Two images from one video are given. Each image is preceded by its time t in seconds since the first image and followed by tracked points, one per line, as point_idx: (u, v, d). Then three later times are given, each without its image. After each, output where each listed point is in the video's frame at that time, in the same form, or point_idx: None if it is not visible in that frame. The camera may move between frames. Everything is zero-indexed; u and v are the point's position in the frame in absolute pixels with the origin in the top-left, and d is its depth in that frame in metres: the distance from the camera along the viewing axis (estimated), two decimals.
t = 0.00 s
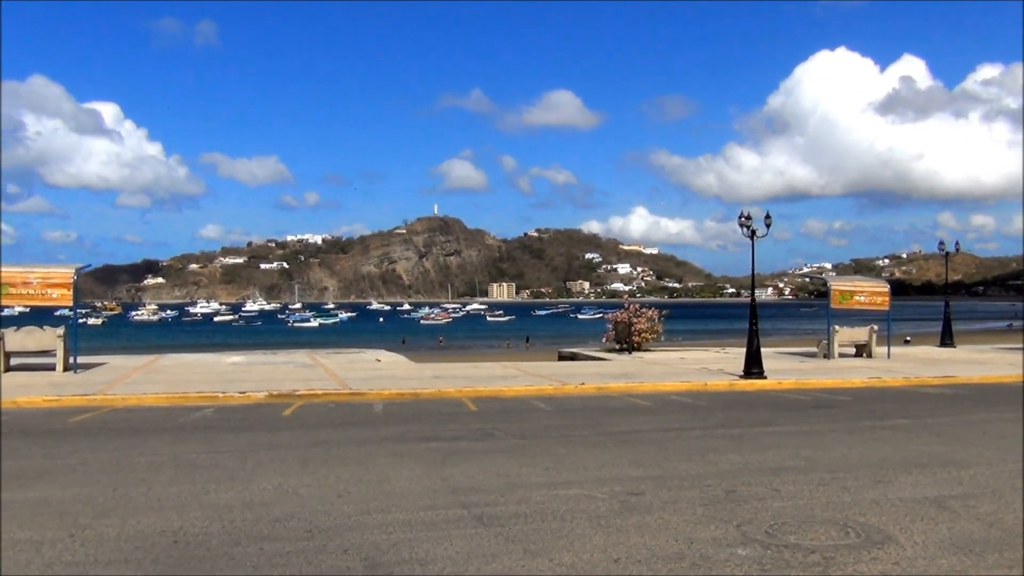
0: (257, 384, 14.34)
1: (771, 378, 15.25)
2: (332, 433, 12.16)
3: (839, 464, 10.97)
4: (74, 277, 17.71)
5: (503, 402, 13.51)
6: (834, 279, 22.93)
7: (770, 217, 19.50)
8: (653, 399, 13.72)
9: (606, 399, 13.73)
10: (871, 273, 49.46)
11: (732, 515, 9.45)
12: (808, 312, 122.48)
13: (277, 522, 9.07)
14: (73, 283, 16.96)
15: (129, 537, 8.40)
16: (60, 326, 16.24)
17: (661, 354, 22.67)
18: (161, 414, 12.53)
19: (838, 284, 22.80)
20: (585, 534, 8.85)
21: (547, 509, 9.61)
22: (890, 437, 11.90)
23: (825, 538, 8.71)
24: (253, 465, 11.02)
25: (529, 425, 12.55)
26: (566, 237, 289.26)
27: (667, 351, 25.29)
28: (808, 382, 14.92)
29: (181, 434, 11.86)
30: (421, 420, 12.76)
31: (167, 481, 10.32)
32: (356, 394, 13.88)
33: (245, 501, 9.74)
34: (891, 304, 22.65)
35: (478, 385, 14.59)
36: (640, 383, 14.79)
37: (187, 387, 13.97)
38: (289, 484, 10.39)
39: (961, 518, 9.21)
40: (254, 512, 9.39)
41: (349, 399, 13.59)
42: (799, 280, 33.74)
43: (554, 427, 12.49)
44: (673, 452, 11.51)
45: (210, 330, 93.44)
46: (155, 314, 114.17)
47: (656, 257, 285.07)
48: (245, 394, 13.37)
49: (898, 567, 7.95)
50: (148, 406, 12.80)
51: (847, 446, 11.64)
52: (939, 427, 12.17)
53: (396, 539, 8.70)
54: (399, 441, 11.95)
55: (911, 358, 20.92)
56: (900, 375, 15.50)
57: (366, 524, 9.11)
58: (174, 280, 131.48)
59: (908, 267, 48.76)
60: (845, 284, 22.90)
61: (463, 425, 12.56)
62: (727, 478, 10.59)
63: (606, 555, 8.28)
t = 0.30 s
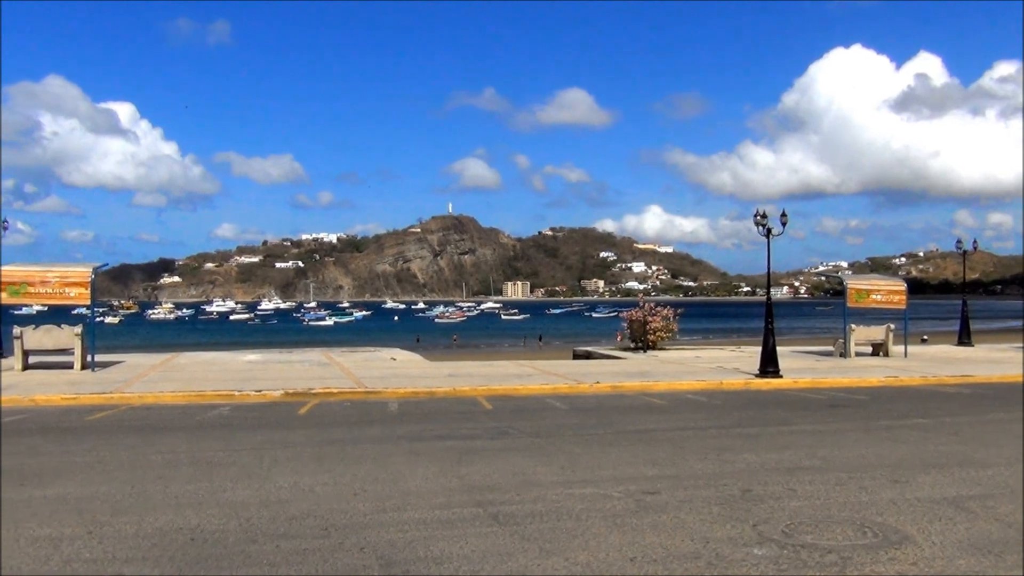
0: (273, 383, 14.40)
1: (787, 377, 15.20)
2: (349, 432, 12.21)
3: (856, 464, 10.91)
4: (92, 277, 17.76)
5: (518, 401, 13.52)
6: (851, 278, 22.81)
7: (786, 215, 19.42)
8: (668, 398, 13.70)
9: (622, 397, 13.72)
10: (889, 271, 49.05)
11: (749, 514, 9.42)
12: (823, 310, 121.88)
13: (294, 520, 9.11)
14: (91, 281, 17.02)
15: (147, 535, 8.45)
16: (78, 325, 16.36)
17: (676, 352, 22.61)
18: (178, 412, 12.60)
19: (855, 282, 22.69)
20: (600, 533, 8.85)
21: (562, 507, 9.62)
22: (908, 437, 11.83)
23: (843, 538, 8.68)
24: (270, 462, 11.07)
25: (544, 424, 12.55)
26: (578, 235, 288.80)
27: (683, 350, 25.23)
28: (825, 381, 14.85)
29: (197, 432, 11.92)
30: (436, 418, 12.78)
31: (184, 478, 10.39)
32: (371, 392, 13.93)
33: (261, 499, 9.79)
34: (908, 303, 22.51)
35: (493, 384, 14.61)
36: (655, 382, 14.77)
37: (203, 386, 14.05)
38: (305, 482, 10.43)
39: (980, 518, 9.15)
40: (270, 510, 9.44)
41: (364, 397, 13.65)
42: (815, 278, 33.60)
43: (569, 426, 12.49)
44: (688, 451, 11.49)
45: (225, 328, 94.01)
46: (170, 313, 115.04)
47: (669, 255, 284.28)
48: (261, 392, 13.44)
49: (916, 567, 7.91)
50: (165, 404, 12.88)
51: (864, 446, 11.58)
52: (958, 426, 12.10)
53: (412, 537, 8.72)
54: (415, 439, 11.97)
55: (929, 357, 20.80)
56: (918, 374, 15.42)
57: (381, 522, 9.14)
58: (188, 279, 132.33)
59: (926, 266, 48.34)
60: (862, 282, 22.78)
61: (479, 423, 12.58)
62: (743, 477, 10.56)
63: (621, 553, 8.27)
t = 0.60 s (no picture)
0: (288, 381, 14.46)
1: (802, 376, 15.14)
2: (363, 430, 12.23)
3: (872, 464, 10.87)
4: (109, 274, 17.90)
5: (532, 400, 13.52)
6: (866, 277, 22.69)
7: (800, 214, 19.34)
8: (682, 397, 13.67)
9: (636, 396, 13.71)
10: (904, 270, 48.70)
11: (764, 514, 9.38)
12: (836, 309, 121.21)
13: (308, 518, 9.14)
14: (108, 279, 17.06)
15: (163, 532, 8.49)
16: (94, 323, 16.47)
17: (690, 351, 22.55)
18: (193, 410, 12.67)
19: (870, 281, 22.58)
20: (615, 532, 8.84)
21: (576, 506, 9.62)
22: (924, 437, 11.77)
23: (859, 538, 8.64)
24: (284, 460, 11.11)
25: (558, 423, 12.56)
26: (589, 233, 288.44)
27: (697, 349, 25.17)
28: (840, 381, 14.79)
29: (213, 429, 11.97)
30: (450, 416, 12.79)
31: (200, 475, 10.44)
32: (385, 390, 13.96)
33: (276, 496, 9.83)
34: (924, 302, 22.39)
35: (507, 382, 14.61)
36: (669, 381, 14.74)
37: (217, 383, 14.11)
38: (319, 480, 10.46)
39: (998, 519, 9.09)
40: (285, 507, 9.47)
41: (378, 396, 13.68)
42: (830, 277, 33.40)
43: (583, 425, 12.49)
44: (702, 450, 11.46)
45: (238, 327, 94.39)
46: (184, 311, 115.68)
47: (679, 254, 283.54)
48: (276, 390, 13.49)
49: (933, 567, 7.87)
50: (180, 402, 12.96)
51: (880, 446, 11.53)
52: (975, 426, 12.03)
53: (427, 535, 8.74)
54: (429, 438, 11.99)
55: (946, 357, 20.66)
56: (934, 374, 15.33)
57: (396, 520, 9.16)
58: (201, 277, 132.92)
59: (941, 264, 48.01)
60: (877, 281, 22.67)
61: (493, 422, 12.58)
62: (758, 477, 10.53)
63: (636, 552, 8.27)
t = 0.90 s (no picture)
0: (302, 379, 14.52)
1: (817, 375, 15.09)
2: (378, 428, 12.27)
3: (888, 463, 10.82)
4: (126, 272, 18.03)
5: (546, 398, 13.52)
6: (882, 275, 22.56)
7: (816, 212, 19.24)
8: (696, 395, 13.65)
9: (650, 395, 13.69)
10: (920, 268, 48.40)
11: (780, 513, 9.35)
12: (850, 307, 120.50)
13: (324, 516, 9.17)
14: (124, 277, 17.15)
15: (180, 529, 8.54)
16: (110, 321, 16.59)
17: (704, 350, 22.49)
18: (209, 408, 12.74)
19: (886, 280, 22.45)
20: (630, 530, 8.83)
21: (591, 505, 9.61)
22: (940, 436, 11.70)
23: (876, 538, 8.60)
24: (299, 458, 11.15)
25: (573, 421, 12.56)
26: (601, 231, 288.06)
27: (711, 348, 25.09)
28: (856, 380, 14.72)
29: (228, 427, 12.03)
30: (464, 415, 12.81)
31: (216, 473, 10.49)
32: (400, 389, 14.00)
33: (292, 494, 9.87)
34: (940, 301, 22.24)
35: (521, 381, 14.61)
36: (683, 379, 14.71)
37: (233, 381, 14.19)
38: (334, 478, 10.49)
39: (1016, 519, 9.03)
40: (300, 505, 9.51)
41: (392, 394, 13.72)
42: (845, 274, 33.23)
43: (597, 423, 12.49)
44: (717, 449, 11.44)
45: (252, 325, 94.85)
46: (200, 309, 116.33)
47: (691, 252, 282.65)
48: (290, 388, 13.55)
49: (950, 567, 7.83)
50: (196, 400, 13.03)
51: (896, 445, 11.47)
52: (991, 425, 11.96)
53: (441, 533, 8.75)
54: (444, 436, 12.01)
55: (963, 355, 20.52)
56: (951, 372, 15.23)
57: (411, 518, 9.18)
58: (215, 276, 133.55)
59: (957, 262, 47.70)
60: (893, 279, 22.53)
61: (507, 420, 12.59)
62: (773, 476, 10.50)
63: (650, 551, 8.26)
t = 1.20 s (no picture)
0: (318, 377, 14.57)
1: (834, 373, 15.02)
2: (393, 426, 12.30)
3: (905, 462, 10.76)
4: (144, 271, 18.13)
5: (561, 397, 13.51)
6: (899, 274, 22.43)
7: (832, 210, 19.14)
8: (712, 394, 13.62)
9: (665, 393, 13.68)
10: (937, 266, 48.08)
11: (797, 512, 9.31)
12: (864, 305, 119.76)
13: (340, 514, 9.20)
14: (141, 277, 17.25)
15: (197, 526, 8.59)
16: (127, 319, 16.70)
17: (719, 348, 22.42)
18: (226, 406, 12.81)
19: (903, 278, 22.32)
20: (647, 529, 8.82)
21: (607, 503, 9.60)
22: (958, 436, 11.62)
23: (894, 537, 8.55)
24: (315, 456, 11.19)
25: (588, 420, 12.55)
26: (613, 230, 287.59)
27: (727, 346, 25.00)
28: (873, 378, 14.64)
29: (245, 425, 12.09)
30: (480, 413, 12.83)
31: (233, 471, 10.53)
32: (415, 387, 14.03)
33: (308, 492, 9.91)
34: (958, 299, 22.09)
35: (536, 379, 14.62)
36: (698, 378, 14.68)
37: (249, 380, 14.26)
38: (349, 476, 10.52)
39: None
40: (316, 503, 9.54)
41: (408, 392, 13.76)
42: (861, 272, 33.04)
43: (612, 422, 12.48)
44: (733, 448, 11.41)
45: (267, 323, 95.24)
46: (215, 308, 116.92)
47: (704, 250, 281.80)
48: (306, 387, 13.60)
49: (970, 567, 7.78)
50: (212, 398, 13.11)
51: (913, 444, 11.41)
52: (1009, 425, 11.86)
53: (457, 531, 8.76)
54: (459, 434, 12.03)
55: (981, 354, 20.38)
56: (969, 371, 15.13)
57: (427, 516, 9.20)
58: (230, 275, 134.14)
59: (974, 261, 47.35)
60: (910, 277, 22.39)
61: (523, 419, 12.60)
62: (790, 474, 10.46)
63: (667, 550, 8.24)
